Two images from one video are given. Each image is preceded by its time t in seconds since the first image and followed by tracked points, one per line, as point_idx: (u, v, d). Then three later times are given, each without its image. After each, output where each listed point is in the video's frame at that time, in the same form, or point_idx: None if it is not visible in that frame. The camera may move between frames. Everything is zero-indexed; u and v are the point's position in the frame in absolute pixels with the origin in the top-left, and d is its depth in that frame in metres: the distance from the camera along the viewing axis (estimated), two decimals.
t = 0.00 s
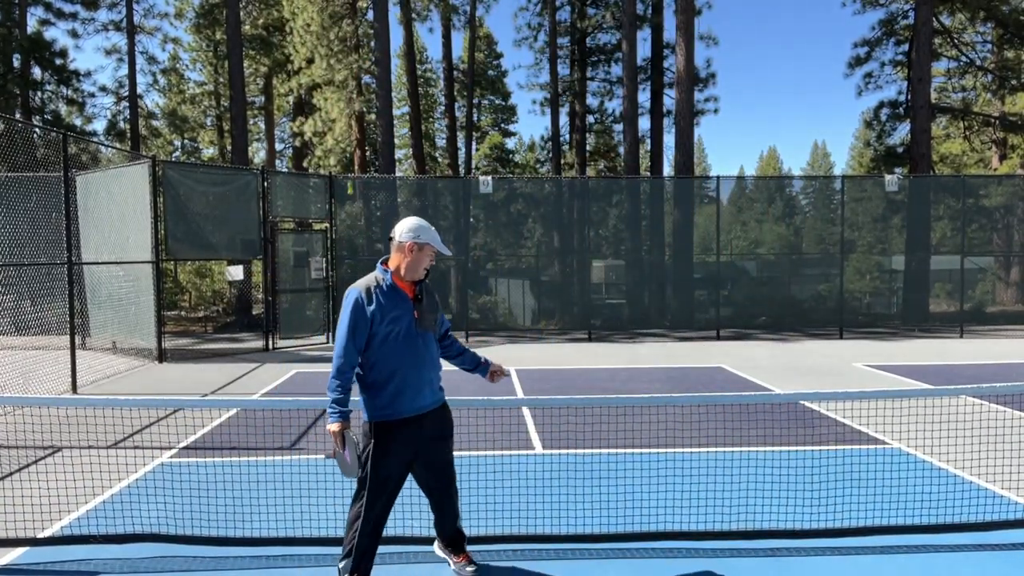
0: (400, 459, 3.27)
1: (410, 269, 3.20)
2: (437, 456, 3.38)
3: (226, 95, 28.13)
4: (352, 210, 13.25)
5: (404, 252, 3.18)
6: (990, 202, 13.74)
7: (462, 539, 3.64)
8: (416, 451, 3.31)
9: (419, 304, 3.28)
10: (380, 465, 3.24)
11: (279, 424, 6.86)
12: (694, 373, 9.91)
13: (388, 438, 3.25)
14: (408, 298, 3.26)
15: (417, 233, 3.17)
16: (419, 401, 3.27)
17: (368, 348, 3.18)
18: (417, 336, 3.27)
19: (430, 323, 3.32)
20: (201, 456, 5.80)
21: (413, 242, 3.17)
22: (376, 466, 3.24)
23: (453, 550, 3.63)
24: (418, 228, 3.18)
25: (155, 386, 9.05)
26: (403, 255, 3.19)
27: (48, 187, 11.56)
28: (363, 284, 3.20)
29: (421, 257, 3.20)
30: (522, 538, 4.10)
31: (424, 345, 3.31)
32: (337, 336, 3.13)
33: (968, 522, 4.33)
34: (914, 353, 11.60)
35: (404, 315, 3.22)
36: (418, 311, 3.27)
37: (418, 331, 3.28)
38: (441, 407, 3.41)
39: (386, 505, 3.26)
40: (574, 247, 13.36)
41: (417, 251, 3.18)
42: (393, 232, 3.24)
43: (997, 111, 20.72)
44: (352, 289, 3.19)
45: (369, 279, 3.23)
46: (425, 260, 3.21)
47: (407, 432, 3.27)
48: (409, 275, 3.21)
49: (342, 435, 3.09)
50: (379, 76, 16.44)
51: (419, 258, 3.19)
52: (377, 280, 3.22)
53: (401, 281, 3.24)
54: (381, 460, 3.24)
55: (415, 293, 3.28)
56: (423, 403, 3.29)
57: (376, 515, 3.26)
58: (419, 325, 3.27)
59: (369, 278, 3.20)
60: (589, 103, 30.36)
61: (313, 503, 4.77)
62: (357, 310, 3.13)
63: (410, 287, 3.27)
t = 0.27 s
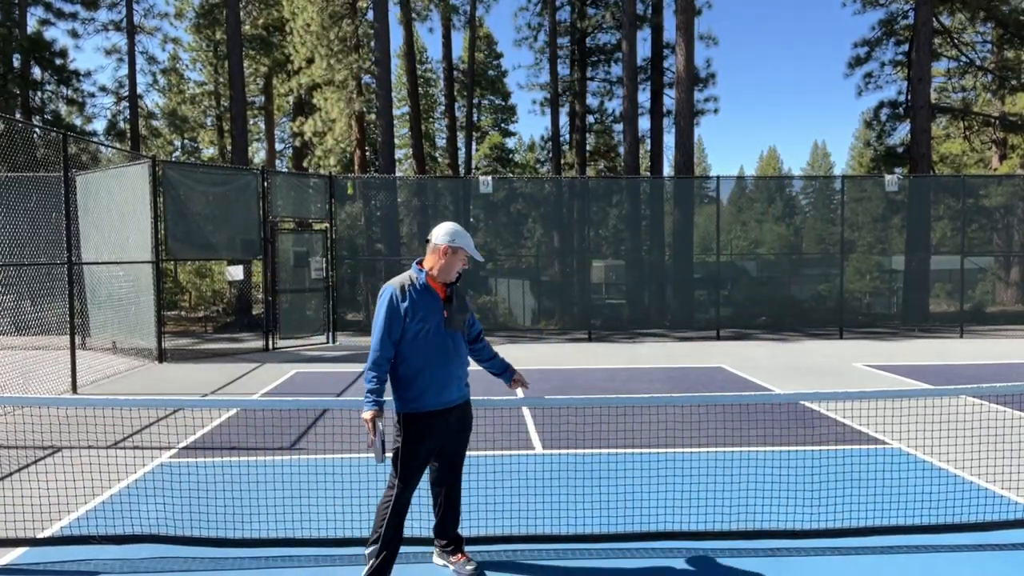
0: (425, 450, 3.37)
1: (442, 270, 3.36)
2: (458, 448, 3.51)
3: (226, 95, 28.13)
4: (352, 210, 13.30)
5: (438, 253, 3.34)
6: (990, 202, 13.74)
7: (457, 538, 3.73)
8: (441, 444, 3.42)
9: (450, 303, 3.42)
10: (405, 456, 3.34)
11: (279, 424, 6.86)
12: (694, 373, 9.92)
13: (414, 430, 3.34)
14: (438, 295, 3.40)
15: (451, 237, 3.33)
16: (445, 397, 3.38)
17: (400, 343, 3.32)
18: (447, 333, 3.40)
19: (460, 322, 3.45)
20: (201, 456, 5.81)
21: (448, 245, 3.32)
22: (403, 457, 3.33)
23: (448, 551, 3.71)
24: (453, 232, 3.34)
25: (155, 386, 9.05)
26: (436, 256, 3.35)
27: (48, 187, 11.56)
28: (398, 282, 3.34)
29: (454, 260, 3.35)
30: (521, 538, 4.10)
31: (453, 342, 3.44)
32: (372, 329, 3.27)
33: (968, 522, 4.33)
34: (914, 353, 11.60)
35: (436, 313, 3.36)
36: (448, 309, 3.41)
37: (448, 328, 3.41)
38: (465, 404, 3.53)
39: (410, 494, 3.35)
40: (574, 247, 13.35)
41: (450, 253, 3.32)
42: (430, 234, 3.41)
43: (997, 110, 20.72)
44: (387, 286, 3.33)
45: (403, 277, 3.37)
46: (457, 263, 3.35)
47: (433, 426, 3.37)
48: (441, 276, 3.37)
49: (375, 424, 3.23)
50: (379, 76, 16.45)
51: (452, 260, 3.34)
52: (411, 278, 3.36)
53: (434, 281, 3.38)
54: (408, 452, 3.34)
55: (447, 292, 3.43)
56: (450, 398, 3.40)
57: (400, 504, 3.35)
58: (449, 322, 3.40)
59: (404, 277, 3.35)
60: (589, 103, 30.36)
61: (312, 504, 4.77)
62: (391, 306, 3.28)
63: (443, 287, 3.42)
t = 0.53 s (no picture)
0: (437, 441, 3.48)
1: (455, 264, 3.45)
2: (464, 442, 3.57)
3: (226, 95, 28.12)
4: (352, 210, 13.30)
5: (452, 246, 3.43)
6: (990, 202, 13.75)
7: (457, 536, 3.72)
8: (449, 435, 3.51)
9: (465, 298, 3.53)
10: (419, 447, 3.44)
11: (279, 424, 6.88)
12: (694, 373, 9.92)
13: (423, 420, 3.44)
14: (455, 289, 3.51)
15: (463, 231, 3.42)
16: (453, 390, 3.47)
17: (415, 333, 3.43)
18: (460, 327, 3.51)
19: (473, 317, 3.56)
20: (201, 456, 5.81)
21: (461, 239, 3.41)
22: (417, 447, 3.44)
23: (448, 551, 3.70)
24: (465, 227, 3.43)
25: (154, 387, 9.05)
26: (450, 250, 3.44)
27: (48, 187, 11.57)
28: (417, 273, 3.47)
29: (466, 255, 3.43)
30: (522, 539, 4.10)
31: (466, 336, 3.54)
32: (390, 316, 3.40)
33: (969, 522, 4.32)
34: (914, 353, 11.60)
35: (451, 306, 3.47)
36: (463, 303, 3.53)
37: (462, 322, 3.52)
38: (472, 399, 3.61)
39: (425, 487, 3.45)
40: (573, 247, 13.33)
41: (464, 247, 3.42)
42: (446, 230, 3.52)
43: (997, 110, 20.71)
44: (407, 277, 3.47)
45: (422, 270, 3.50)
46: (470, 257, 3.44)
47: (440, 416, 3.47)
48: (454, 270, 3.47)
49: (398, 408, 3.30)
50: (379, 76, 16.44)
51: (466, 254, 3.43)
52: (430, 271, 3.48)
53: (452, 275, 3.50)
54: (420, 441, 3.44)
55: (463, 287, 3.54)
56: (459, 391, 3.49)
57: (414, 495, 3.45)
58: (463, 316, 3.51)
59: (423, 269, 3.48)
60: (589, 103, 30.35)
61: (312, 504, 4.77)
62: (409, 296, 3.40)
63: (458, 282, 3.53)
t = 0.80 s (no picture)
0: (439, 438, 3.48)
1: (459, 262, 3.46)
2: (468, 439, 3.57)
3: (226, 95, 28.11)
4: (352, 210, 13.31)
5: (455, 245, 3.45)
6: (990, 202, 13.75)
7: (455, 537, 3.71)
8: (451, 433, 3.50)
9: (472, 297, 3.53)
10: (421, 445, 3.44)
11: (279, 424, 6.88)
12: (694, 373, 9.92)
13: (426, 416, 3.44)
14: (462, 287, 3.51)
15: (466, 229, 3.44)
16: (457, 386, 3.47)
17: (421, 330, 3.44)
18: (466, 325, 3.51)
19: (480, 315, 3.55)
20: (202, 456, 5.81)
21: (463, 237, 3.43)
22: (420, 444, 3.44)
23: (448, 550, 3.69)
24: (467, 226, 3.45)
25: (154, 387, 9.05)
26: (453, 248, 3.46)
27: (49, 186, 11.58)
28: (425, 271, 3.49)
29: (469, 253, 3.44)
30: (522, 539, 4.10)
31: (472, 334, 3.54)
32: (396, 313, 3.41)
33: (969, 522, 4.32)
34: (914, 353, 11.60)
35: (457, 304, 3.47)
36: (470, 302, 3.52)
37: (468, 320, 3.51)
38: (477, 398, 3.60)
39: (427, 484, 3.46)
40: (574, 247, 13.33)
41: (468, 245, 3.43)
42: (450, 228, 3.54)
43: (997, 110, 20.72)
44: (415, 275, 3.48)
45: (429, 268, 3.52)
46: (473, 255, 3.44)
47: (443, 413, 3.47)
48: (459, 268, 3.48)
49: (404, 403, 3.29)
50: (379, 76, 16.44)
51: (470, 252, 3.44)
52: (437, 270, 3.50)
53: (459, 273, 3.51)
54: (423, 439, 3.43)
55: (469, 285, 3.54)
56: (463, 388, 3.48)
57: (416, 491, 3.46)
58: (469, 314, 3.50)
59: (431, 267, 3.50)
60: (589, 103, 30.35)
61: (312, 504, 4.76)
62: (416, 293, 3.42)
63: (465, 280, 3.54)
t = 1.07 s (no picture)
0: (440, 436, 3.48)
1: (463, 263, 3.44)
2: (468, 437, 3.56)
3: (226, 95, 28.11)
4: (352, 210, 13.31)
5: (459, 246, 3.43)
6: (990, 202, 13.75)
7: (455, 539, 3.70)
8: (450, 432, 3.50)
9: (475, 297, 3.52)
10: (421, 442, 3.44)
11: (279, 424, 6.87)
12: (694, 373, 9.92)
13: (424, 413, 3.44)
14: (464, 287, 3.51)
15: (469, 230, 3.42)
16: (455, 385, 3.47)
17: (421, 328, 3.45)
18: (467, 324, 3.51)
19: (481, 316, 3.55)
20: (202, 456, 5.81)
21: (467, 238, 3.41)
22: (419, 442, 3.44)
23: (448, 550, 3.69)
24: (470, 226, 3.42)
25: (154, 387, 9.04)
26: (458, 249, 3.44)
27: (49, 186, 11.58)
28: (428, 271, 3.49)
29: (474, 253, 3.42)
30: (523, 539, 4.09)
31: (472, 334, 3.54)
32: (397, 310, 3.42)
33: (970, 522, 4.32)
34: (914, 353, 11.60)
35: (458, 304, 3.47)
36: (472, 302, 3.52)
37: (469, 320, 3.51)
38: (475, 398, 3.59)
39: (428, 482, 3.46)
40: (574, 247, 13.33)
41: (472, 246, 3.41)
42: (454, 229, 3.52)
43: (997, 110, 20.72)
44: (417, 274, 3.49)
45: (432, 267, 3.51)
46: (478, 256, 3.43)
47: (441, 411, 3.46)
48: (464, 269, 3.46)
49: (403, 399, 3.29)
50: (379, 76, 16.44)
51: (474, 252, 3.42)
52: (440, 270, 3.50)
53: (461, 273, 3.51)
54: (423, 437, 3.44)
55: (472, 286, 3.53)
56: (461, 387, 3.48)
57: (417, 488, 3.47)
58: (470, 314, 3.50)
59: (434, 266, 3.50)
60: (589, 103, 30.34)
61: (312, 504, 4.76)
62: (417, 292, 3.42)
63: (468, 281, 3.53)
